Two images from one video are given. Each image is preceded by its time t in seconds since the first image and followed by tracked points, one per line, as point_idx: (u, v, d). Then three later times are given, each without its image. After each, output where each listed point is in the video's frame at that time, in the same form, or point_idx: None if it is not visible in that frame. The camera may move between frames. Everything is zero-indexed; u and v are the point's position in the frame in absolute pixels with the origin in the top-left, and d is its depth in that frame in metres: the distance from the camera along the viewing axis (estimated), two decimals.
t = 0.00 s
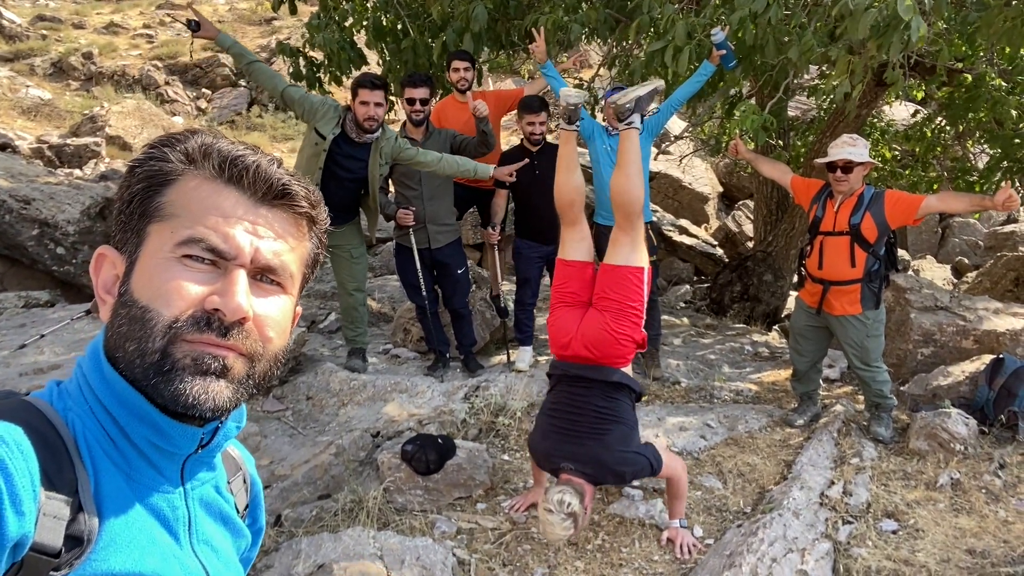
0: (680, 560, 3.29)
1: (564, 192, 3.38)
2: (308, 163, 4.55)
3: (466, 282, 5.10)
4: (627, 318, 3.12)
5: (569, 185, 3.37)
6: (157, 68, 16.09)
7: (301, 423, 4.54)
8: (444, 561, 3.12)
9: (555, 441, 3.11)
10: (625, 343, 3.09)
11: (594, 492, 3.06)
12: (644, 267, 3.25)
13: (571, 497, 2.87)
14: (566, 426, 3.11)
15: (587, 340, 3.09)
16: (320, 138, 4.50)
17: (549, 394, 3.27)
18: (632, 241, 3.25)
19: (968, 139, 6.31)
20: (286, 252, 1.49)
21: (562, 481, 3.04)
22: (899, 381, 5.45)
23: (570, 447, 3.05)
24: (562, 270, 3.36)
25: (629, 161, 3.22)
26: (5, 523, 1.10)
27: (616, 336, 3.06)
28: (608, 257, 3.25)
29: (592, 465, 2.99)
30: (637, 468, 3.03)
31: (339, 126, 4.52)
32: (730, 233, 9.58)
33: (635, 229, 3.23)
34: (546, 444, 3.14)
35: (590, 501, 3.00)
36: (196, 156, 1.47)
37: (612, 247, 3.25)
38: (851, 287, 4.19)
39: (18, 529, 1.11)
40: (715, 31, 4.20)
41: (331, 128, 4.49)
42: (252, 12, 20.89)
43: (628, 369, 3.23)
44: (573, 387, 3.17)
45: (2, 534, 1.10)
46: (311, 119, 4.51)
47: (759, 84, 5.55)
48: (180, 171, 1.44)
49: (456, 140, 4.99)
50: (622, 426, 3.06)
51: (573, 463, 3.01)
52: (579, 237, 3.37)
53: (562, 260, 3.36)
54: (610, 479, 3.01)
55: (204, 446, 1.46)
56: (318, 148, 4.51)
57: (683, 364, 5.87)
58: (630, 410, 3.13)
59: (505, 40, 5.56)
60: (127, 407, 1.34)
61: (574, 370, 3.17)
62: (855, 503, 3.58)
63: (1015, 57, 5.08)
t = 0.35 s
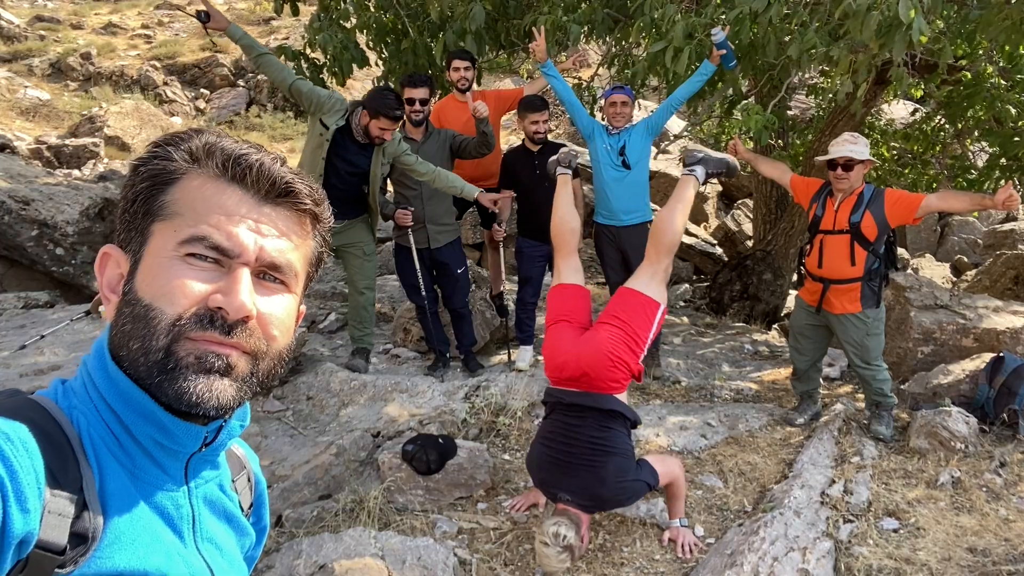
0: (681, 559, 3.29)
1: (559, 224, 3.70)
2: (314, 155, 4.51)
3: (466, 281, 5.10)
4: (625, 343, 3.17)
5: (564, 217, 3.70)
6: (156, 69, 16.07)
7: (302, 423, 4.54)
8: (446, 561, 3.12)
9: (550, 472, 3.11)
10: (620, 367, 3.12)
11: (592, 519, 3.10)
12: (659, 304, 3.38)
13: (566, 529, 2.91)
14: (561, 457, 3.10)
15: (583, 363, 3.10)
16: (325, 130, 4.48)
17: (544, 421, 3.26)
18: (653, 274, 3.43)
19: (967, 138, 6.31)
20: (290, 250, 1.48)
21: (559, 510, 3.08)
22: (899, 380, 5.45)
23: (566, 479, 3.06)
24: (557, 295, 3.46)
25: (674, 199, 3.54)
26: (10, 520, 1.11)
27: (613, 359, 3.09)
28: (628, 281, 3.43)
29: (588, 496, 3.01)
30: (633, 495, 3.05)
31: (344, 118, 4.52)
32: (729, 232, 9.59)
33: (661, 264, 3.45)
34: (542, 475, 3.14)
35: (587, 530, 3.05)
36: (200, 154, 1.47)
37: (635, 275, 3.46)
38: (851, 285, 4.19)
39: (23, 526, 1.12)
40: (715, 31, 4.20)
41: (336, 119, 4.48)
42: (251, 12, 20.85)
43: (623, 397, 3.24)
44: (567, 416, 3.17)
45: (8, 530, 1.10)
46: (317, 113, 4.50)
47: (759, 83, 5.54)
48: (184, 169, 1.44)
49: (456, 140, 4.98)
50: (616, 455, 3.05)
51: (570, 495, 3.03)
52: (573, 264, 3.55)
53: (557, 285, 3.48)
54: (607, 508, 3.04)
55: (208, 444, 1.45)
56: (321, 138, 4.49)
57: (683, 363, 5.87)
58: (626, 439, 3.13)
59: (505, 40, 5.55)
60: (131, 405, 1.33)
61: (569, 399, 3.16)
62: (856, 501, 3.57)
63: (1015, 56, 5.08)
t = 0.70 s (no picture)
0: (682, 558, 3.29)
1: (547, 231, 3.67)
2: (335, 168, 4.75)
3: (466, 281, 5.10)
4: (625, 351, 3.16)
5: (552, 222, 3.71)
6: (155, 70, 16.07)
7: (302, 424, 4.54)
8: (447, 560, 3.12)
9: (551, 477, 3.12)
10: (619, 374, 3.11)
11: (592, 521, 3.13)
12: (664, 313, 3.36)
13: (567, 533, 2.95)
14: (561, 461, 3.10)
15: (583, 368, 3.09)
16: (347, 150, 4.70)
17: (543, 425, 3.24)
18: (660, 283, 3.39)
19: (967, 137, 6.32)
20: (290, 245, 1.48)
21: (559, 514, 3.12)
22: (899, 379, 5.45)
23: (566, 483, 3.08)
24: (551, 302, 3.47)
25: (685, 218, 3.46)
26: (12, 514, 1.11)
27: (612, 367, 3.09)
28: (635, 288, 3.41)
29: (588, 500, 3.04)
30: (632, 498, 3.06)
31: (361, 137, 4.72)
32: (728, 232, 9.59)
33: (671, 273, 3.40)
34: (542, 479, 3.15)
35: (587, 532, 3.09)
36: (200, 150, 1.47)
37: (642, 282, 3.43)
38: (851, 284, 4.19)
39: (24, 520, 1.12)
40: (716, 30, 4.19)
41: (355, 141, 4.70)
42: (250, 12, 20.83)
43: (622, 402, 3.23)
44: (567, 420, 3.15)
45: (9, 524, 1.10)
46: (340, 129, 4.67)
47: (758, 83, 5.55)
48: (184, 165, 1.44)
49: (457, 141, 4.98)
50: (616, 459, 3.05)
51: (570, 500, 3.07)
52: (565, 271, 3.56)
53: (551, 292, 3.50)
54: (607, 511, 3.06)
55: (209, 438, 1.45)
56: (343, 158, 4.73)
57: (683, 362, 5.88)
58: (624, 441, 3.13)
59: (506, 40, 5.55)
60: (131, 400, 1.34)
61: (569, 403, 3.14)
62: (857, 501, 3.58)
63: (1014, 55, 5.09)
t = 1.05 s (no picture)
0: (682, 559, 3.29)
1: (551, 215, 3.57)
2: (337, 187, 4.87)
3: (466, 282, 5.10)
4: (625, 339, 3.15)
5: (557, 208, 3.56)
6: (154, 71, 16.06)
7: (301, 425, 4.53)
8: (447, 561, 3.12)
9: (553, 466, 3.12)
10: (622, 364, 3.12)
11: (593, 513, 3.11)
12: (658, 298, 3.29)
13: (568, 520, 2.91)
14: (564, 450, 3.11)
15: (586, 358, 3.09)
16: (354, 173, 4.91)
17: (546, 415, 3.26)
18: (652, 269, 3.31)
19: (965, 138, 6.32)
20: (287, 246, 1.48)
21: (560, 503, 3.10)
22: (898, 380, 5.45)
23: (568, 472, 3.07)
24: (556, 291, 3.44)
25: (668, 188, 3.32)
26: (7, 515, 1.10)
27: (614, 355, 3.09)
28: (628, 278, 3.33)
29: (589, 489, 3.03)
30: (634, 490, 3.05)
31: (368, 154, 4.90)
32: (727, 232, 9.59)
33: (659, 257, 3.30)
34: (544, 467, 3.15)
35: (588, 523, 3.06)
36: (196, 150, 1.46)
37: (633, 271, 3.35)
38: (850, 285, 4.20)
39: (20, 520, 1.11)
40: (715, 31, 4.18)
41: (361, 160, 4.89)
42: (249, 14, 20.82)
43: (626, 392, 3.23)
44: (570, 409, 3.16)
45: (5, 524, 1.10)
46: (345, 153, 4.89)
47: (757, 84, 5.55)
48: (181, 165, 1.44)
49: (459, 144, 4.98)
50: (617, 449, 3.06)
51: (571, 489, 3.05)
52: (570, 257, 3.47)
53: (556, 281, 3.45)
54: (608, 501, 3.05)
55: (205, 437, 1.45)
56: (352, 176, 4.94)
57: (683, 363, 5.87)
58: (627, 432, 3.13)
59: (505, 41, 5.55)
60: (126, 400, 1.33)
61: (573, 394, 3.15)
62: (857, 501, 3.57)
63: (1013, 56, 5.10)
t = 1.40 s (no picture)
0: (680, 562, 3.29)
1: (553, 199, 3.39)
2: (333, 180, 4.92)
3: (464, 284, 5.10)
4: (624, 324, 3.11)
5: (558, 192, 3.38)
6: (152, 72, 16.06)
7: (300, 426, 4.53)
8: (445, 563, 3.11)
9: (555, 449, 3.09)
10: (622, 349, 3.10)
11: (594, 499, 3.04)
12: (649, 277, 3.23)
13: (570, 502, 2.84)
14: (567, 432, 3.09)
15: (585, 344, 3.10)
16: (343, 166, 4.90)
17: (548, 400, 3.26)
18: (637, 249, 3.24)
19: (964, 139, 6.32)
20: (282, 251, 1.47)
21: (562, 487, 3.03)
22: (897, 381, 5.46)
23: (570, 454, 3.03)
24: (557, 277, 3.39)
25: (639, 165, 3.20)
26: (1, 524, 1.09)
27: (613, 340, 3.08)
28: (613, 263, 3.25)
29: (591, 471, 2.98)
30: (635, 474, 3.02)
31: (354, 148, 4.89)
32: (727, 234, 9.59)
33: (641, 237, 3.24)
34: (547, 450, 3.11)
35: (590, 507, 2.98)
36: (190, 156, 1.46)
37: (617, 255, 3.26)
38: (849, 287, 4.20)
39: (15, 529, 1.10)
40: (714, 33, 4.16)
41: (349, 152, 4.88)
42: (248, 15, 20.82)
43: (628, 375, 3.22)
44: (573, 393, 3.16)
45: None
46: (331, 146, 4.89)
47: (756, 85, 5.56)
48: (174, 171, 1.43)
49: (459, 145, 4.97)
50: (620, 432, 3.04)
51: (574, 471, 3.00)
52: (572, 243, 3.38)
53: (556, 268, 3.38)
54: (610, 484, 3.00)
55: (200, 446, 1.45)
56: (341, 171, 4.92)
57: (682, 365, 5.87)
58: (629, 415, 3.13)
59: (504, 42, 5.55)
60: (120, 408, 1.33)
61: (574, 376, 3.16)
62: (855, 503, 3.57)
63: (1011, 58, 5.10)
